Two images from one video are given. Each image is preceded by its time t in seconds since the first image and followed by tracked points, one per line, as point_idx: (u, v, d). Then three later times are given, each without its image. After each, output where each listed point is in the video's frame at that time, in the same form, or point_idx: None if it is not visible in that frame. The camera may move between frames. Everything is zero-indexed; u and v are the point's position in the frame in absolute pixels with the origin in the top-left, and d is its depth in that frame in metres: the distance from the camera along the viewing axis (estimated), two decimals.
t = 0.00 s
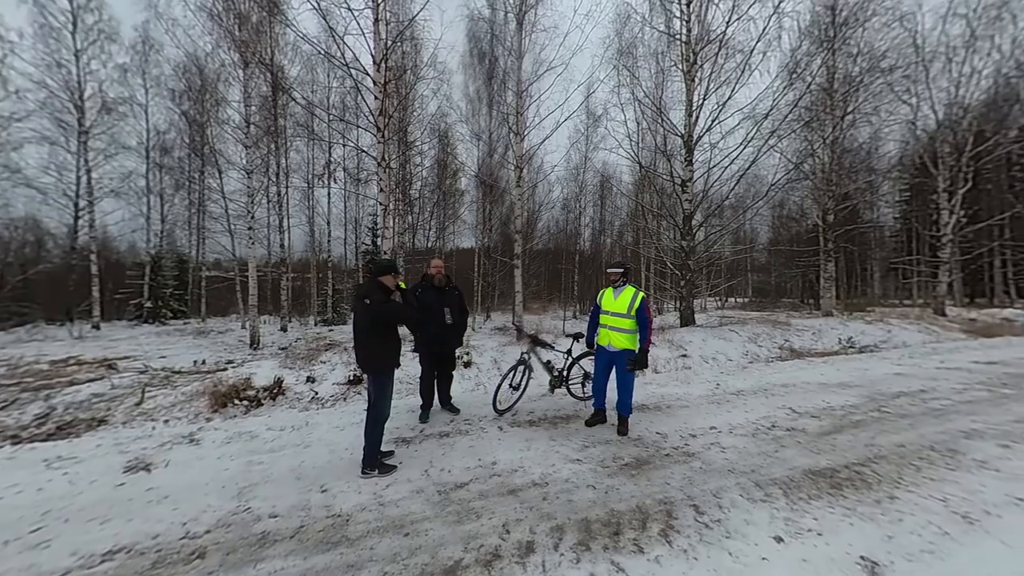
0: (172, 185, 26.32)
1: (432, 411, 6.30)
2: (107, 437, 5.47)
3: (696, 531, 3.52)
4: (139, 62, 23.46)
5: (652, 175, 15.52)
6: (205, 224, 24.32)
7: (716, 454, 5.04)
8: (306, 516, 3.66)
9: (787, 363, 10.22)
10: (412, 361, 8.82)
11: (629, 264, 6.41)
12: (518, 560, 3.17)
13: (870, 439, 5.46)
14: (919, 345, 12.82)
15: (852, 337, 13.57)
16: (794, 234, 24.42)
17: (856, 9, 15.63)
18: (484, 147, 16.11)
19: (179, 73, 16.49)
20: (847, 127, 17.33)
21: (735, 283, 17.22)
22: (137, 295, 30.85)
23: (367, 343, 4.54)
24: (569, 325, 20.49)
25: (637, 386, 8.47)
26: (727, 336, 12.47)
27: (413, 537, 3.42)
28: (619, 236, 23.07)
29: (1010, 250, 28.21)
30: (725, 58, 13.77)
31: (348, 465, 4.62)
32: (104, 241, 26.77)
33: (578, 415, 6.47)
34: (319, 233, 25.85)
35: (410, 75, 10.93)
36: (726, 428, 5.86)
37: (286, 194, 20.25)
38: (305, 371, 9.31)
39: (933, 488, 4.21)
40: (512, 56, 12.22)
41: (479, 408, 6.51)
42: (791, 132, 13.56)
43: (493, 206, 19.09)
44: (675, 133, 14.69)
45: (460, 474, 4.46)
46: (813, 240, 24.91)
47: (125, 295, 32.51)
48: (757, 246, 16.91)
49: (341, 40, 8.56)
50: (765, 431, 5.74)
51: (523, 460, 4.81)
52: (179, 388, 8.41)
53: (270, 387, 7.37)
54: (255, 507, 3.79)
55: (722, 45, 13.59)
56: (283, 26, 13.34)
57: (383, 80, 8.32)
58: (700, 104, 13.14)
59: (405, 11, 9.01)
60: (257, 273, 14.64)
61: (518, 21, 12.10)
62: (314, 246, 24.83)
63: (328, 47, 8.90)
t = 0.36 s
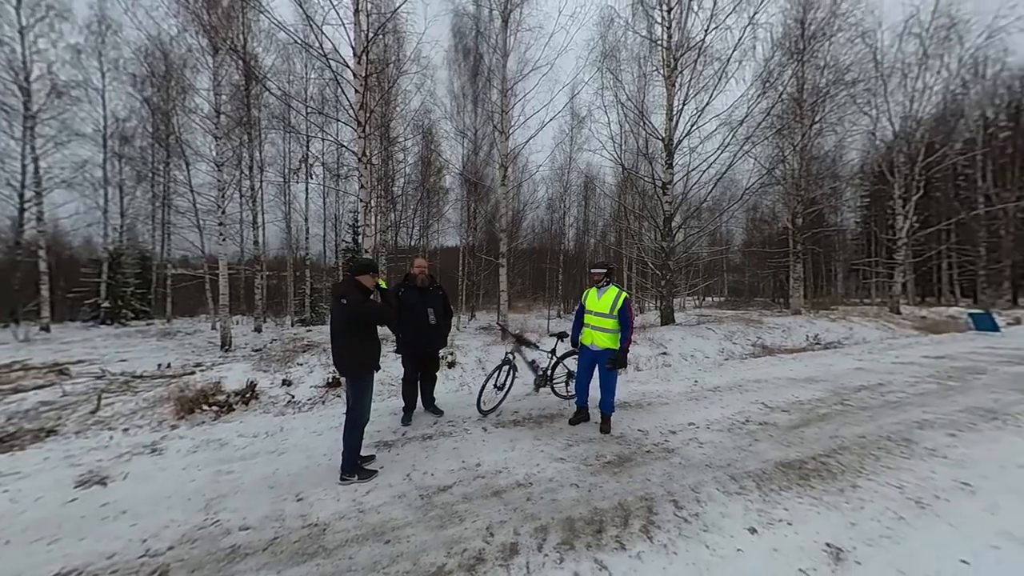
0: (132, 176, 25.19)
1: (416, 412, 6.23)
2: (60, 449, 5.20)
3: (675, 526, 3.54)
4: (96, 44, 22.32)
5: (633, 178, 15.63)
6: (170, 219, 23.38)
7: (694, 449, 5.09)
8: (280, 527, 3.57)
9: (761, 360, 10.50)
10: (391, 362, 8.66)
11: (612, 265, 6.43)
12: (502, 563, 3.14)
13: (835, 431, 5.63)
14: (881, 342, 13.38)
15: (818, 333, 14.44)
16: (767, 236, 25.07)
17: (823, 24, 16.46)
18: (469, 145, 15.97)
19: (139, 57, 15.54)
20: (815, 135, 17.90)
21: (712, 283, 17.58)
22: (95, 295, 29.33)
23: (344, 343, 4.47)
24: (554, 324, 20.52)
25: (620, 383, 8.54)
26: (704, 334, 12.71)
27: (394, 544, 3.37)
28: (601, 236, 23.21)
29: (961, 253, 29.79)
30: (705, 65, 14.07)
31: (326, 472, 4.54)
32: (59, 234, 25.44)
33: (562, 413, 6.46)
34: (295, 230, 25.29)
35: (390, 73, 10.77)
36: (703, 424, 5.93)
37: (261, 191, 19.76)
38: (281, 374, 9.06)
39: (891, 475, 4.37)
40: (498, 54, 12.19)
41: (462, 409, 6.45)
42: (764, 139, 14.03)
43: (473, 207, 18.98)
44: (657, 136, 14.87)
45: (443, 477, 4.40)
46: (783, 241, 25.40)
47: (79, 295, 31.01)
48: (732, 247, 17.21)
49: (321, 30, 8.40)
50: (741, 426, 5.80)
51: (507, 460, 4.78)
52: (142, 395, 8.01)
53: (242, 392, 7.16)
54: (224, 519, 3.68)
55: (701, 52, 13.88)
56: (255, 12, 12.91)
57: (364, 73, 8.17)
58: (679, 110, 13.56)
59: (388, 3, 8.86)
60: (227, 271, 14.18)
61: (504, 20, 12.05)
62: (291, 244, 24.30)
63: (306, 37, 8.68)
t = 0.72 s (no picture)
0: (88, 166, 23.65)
1: (402, 412, 6.14)
2: (20, 458, 4.96)
3: (655, 511, 3.72)
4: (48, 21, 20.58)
5: (616, 179, 15.69)
6: (131, 213, 22.22)
7: (672, 441, 5.31)
8: (265, 527, 3.47)
9: (735, 356, 10.80)
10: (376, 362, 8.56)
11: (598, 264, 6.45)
12: (490, 552, 3.16)
13: (798, 419, 6.08)
14: (845, 339, 14.06)
15: (786, 330, 15.21)
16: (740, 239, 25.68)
17: (793, 37, 16.96)
18: (454, 144, 15.86)
19: (95, 38, 14.34)
20: (785, 142, 18.28)
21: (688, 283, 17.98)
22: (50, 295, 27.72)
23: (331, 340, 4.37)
24: (539, 324, 20.53)
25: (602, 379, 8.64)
26: (683, 332, 12.93)
27: (384, 538, 3.31)
28: (585, 237, 23.41)
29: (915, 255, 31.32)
30: (684, 73, 14.40)
31: (312, 472, 4.45)
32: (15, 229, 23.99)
33: (548, 409, 6.48)
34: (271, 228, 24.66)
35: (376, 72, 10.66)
36: (680, 416, 6.23)
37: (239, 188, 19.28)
38: (258, 375, 8.84)
39: (845, 459, 4.75)
40: (484, 54, 12.14)
41: (449, 407, 6.41)
42: (738, 146, 14.48)
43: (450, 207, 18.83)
44: (639, 140, 15.01)
45: (431, 473, 4.36)
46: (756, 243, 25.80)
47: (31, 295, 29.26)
48: (710, 248, 17.44)
49: (301, 21, 8.23)
50: (716, 418, 6.15)
51: (494, 456, 4.75)
52: (105, 401, 7.66)
53: (217, 395, 6.99)
54: (206, 521, 3.58)
55: (680, 60, 14.21)
56: None
57: (347, 67, 8.02)
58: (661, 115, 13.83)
59: None
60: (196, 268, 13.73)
61: (489, 20, 12.02)
62: (268, 242, 23.70)
63: (284, 28, 8.44)
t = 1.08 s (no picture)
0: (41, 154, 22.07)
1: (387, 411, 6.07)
2: None
3: (636, 499, 3.97)
4: None
5: (600, 180, 15.80)
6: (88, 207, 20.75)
7: (652, 433, 5.58)
8: (247, 530, 3.37)
9: (712, 353, 11.07)
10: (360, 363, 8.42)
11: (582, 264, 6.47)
12: (478, 544, 3.19)
13: (767, 411, 6.59)
14: (810, 336, 14.73)
15: (759, 327, 15.65)
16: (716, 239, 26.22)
17: (766, 47, 17.31)
18: (438, 141, 15.73)
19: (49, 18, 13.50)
20: (757, 148, 18.69)
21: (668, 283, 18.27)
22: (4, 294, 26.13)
23: (313, 339, 4.30)
24: (525, 322, 20.59)
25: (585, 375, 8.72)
26: (664, 330, 13.11)
27: (372, 535, 3.26)
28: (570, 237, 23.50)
29: (874, 257, 32.88)
30: (664, 79, 14.62)
31: (295, 473, 4.35)
32: None
33: (534, 405, 6.50)
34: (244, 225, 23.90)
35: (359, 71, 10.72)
36: (660, 409, 6.52)
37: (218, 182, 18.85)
38: (232, 378, 8.60)
39: (808, 445, 5.31)
40: (469, 51, 12.06)
41: (434, 406, 6.36)
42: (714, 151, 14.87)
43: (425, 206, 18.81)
44: (622, 143, 15.15)
45: (418, 470, 4.30)
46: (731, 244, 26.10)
47: None
48: (688, 249, 17.85)
49: (280, 10, 8.05)
50: (693, 411, 6.51)
51: (481, 452, 4.74)
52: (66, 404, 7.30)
53: (188, 398, 6.81)
54: (182, 526, 3.46)
55: (661, 67, 14.46)
56: None
57: (329, 60, 7.88)
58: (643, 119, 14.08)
59: None
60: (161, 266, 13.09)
61: (475, 18, 11.96)
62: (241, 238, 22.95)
63: (261, 17, 8.21)
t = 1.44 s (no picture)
0: None
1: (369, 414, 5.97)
2: None
3: (622, 497, 3.96)
4: None
5: (584, 181, 15.88)
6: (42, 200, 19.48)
7: (636, 430, 5.61)
8: (214, 547, 3.08)
9: (693, 351, 11.19)
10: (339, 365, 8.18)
11: (564, 263, 6.51)
12: (465, 550, 3.15)
13: (745, 406, 6.71)
14: (782, 333, 15.15)
15: (735, 324, 15.96)
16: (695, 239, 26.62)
17: (742, 55, 17.65)
18: (421, 137, 15.59)
19: None
20: (733, 153, 19.05)
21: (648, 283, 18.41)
22: None
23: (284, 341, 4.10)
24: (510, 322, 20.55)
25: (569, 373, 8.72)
26: (646, 328, 13.19)
27: (352, 547, 3.15)
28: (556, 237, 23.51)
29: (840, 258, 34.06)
30: (647, 83, 14.75)
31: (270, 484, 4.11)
32: None
33: (520, 405, 6.47)
34: (215, 222, 23.09)
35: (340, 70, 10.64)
36: (644, 406, 6.56)
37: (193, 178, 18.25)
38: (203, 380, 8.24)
39: (784, 438, 5.43)
40: (454, 46, 11.95)
41: (418, 408, 6.23)
42: (692, 155, 15.18)
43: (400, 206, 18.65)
44: (606, 144, 15.23)
45: (402, 475, 4.20)
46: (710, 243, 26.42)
47: None
48: (669, 249, 18.07)
49: None
50: (675, 407, 6.58)
51: (467, 454, 4.68)
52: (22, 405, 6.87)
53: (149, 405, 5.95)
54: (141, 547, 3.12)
55: (643, 70, 14.62)
56: None
57: (305, 48, 7.64)
58: (626, 121, 14.25)
59: None
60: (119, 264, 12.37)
61: (460, 12, 11.85)
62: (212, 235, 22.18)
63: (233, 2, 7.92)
